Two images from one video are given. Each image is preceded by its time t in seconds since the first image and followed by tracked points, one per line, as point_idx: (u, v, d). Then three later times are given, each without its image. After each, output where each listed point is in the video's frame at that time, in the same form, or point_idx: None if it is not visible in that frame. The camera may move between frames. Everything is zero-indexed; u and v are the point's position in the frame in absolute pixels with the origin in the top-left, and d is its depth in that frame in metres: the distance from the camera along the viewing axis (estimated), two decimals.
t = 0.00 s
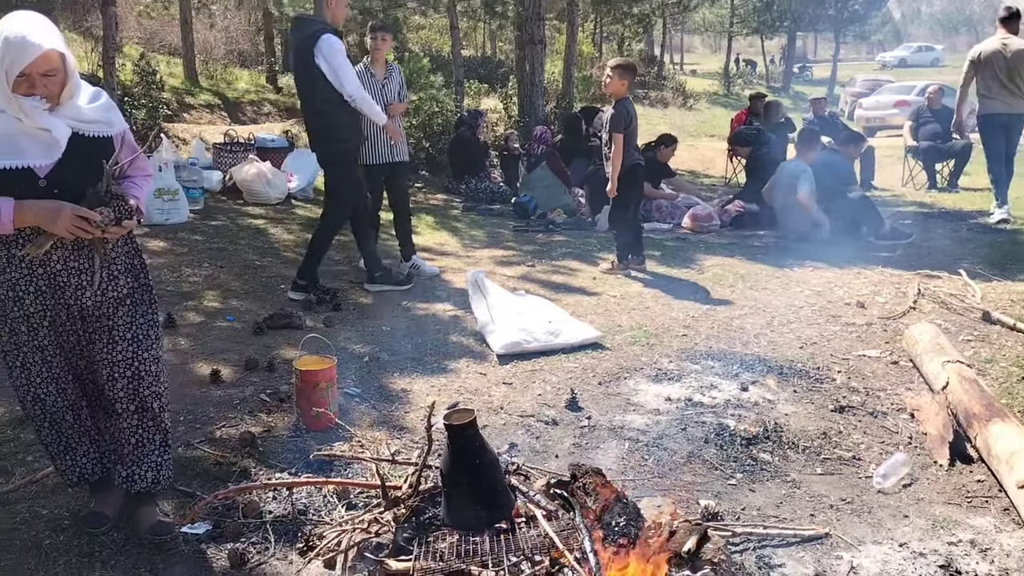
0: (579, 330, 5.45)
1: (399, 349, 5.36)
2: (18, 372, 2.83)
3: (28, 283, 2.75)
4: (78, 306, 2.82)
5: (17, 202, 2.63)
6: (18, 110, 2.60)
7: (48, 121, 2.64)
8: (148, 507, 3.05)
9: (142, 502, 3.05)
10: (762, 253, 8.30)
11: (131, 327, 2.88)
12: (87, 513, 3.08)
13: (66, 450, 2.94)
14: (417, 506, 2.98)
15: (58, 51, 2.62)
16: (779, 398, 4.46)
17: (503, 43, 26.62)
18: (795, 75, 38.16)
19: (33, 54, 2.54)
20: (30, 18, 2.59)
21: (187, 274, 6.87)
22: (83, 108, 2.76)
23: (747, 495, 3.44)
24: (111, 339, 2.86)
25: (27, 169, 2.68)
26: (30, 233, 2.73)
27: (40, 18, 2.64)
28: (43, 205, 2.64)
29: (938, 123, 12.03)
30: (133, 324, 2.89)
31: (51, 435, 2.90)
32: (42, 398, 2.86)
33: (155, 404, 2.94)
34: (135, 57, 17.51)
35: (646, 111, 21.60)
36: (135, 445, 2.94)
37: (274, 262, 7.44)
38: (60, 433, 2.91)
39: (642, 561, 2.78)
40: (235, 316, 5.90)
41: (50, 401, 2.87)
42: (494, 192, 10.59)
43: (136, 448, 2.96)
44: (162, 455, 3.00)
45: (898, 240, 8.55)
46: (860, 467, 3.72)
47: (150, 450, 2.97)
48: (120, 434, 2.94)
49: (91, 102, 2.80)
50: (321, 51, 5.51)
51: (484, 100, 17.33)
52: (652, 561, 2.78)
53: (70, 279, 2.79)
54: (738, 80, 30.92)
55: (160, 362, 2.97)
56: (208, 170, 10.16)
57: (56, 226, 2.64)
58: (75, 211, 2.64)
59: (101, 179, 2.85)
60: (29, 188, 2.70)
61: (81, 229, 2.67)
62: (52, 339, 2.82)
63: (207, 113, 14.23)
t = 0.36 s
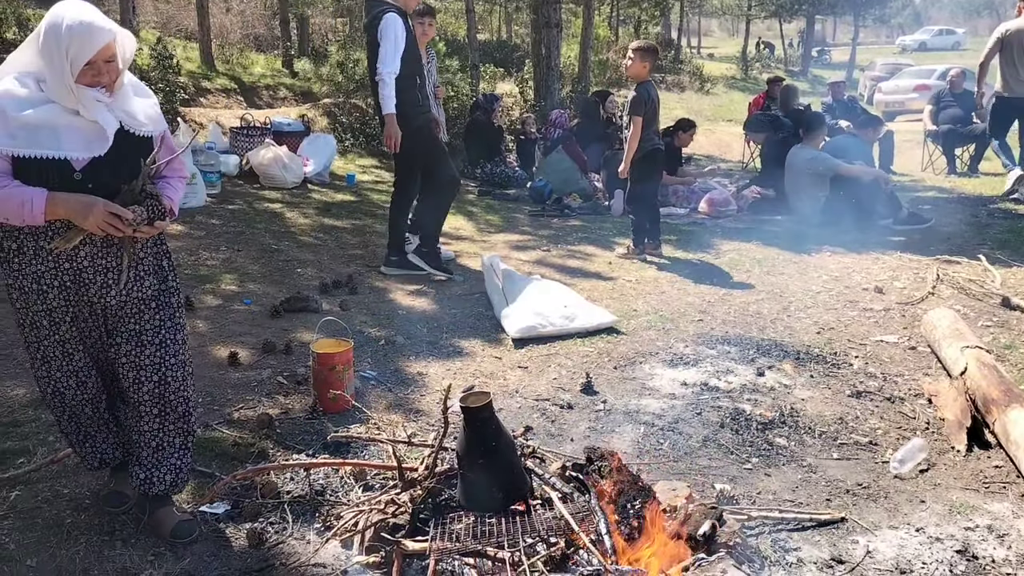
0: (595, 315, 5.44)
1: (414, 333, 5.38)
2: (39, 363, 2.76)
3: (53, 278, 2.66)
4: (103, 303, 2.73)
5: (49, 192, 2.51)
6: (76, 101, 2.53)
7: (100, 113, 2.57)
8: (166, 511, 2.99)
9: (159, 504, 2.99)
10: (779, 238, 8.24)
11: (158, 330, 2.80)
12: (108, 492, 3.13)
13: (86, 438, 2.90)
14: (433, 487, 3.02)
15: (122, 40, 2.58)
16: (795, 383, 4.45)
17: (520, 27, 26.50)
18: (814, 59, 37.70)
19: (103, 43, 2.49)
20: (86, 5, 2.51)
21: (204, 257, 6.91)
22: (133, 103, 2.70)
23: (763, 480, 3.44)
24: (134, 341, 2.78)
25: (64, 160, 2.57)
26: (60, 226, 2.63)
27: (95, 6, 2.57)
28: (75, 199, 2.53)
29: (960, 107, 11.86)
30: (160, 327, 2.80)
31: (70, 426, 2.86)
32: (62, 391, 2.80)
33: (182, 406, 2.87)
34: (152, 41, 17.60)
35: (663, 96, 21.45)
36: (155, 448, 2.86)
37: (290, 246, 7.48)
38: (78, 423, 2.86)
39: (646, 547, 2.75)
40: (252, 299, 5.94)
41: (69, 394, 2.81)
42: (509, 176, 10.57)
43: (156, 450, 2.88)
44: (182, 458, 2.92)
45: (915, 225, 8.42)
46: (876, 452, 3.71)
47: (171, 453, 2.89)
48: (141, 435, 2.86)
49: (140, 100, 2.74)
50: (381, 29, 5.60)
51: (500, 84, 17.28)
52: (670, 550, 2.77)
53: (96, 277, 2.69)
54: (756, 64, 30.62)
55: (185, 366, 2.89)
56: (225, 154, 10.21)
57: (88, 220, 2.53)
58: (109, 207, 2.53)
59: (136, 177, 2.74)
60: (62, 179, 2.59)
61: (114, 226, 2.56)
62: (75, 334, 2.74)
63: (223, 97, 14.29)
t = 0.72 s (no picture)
0: (608, 297, 5.43)
1: (427, 314, 5.39)
2: (67, 357, 2.67)
3: (98, 267, 2.63)
4: (148, 293, 2.72)
5: (100, 181, 2.49)
6: (127, 84, 2.49)
7: (149, 97, 2.54)
8: (182, 488, 3.02)
9: (176, 483, 3.01)
10: (792, 221, 8.19)
11: (196, 316, 2.83)
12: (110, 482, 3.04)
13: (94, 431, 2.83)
14: (447, 466, 3.02)
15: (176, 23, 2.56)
16: (808, 365, 4.44)
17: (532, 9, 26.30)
18: (830, 42, 37.21)
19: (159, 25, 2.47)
20: None
21: (218, 238, 6.94)
22: (176, 87, 2.68)
23: (775, 461, 3.44)
24: (174, 327, 2.80)
25: (110, 148, 2.53)
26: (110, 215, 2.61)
27: None
28: (127, 188, 2.51)
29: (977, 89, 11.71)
30: (197, 313, 2.83)
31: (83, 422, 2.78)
32: (87, 387, 2.71)
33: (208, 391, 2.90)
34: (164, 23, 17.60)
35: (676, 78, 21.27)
36: (178, 431, 2.89)
37: (303, 228, 7.49)
38: (92, 418, 2.78)
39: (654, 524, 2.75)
40: (265, 281, 5.96)
41: (95, 389, 2.72)
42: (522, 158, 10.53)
43: (178, 434, 2.90)
44: (201, 440, 2.95)
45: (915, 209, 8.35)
46: (889, 435, 3.70)
47: (192, 435, 2.92)
48: (164, 418, 2.88)
49: (184, 85, 2.73)
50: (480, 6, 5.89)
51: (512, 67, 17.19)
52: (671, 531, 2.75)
53: (142, 267, 2.68)
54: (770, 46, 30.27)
55: (217, 352, 2.93)
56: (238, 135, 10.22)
57: (141, 211, 2.52)
58: (163, 198, 2.53)
59: (186, 167, 2.76)
60: (109, 168, 2.55)
61: (167, 217, 2.57)
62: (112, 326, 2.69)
63: (235, 79, 14.27)
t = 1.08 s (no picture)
0: (615, 281, 5.42)
1: (434, 298, 5.39)
2: (86, 349, 2.57)
3: (115, 255, 2.57)
4: (159, 280, 2.71)
5: (122, 170, 2.46)
6: (139, 69, 2.44)
7: (160, 82, 2.51)
8: (191, 470, 3.05)
9: (186, 463, 3.04)
10: (800, 205, 8.15)
11: (201, 300, 2.85)
12: (107, 531, 2.74)
13: (98, 454, 2.68)
14: (454, 448, 3.02)
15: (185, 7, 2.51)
16: (816, 350, 4.43)
17: None
18: (840, 26, 36.83)
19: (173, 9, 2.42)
20: None
21: (225, 221, 6.94)
22: (180, 69, 2.63)
23: (783, 445, 3.44)
24: (186, 311, 2.81)
25: (126, 135, 2.50)
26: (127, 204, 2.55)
27: None
28: (150, 176, 2.49)
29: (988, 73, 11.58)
30: (202, 298, 2.85)
31: (98, 430, 2.64)
32: (106, 379, 2.62)
33: (218, 372, 2.94)
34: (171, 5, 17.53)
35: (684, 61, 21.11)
36: (187, 413, 2.92)
37: (310, 210, 7.49)
38: (103, 429, 2.66)
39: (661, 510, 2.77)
40: (273, 263, 5.97)
41: (114, 381, 2.64)
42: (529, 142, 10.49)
43: (183, 417, 2.94)
44: (209, 421, 2.99)
45: (926, 196, 8.24)
46: (897, 419, 3.69)
47: (199, 416, 2.96)
48: (169, 402, 2.91)
49: (184, 65, 2.67)
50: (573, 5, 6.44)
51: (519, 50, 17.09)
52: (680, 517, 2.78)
53: (160, 253, 2.67)
54: (779, 30, 30.00)
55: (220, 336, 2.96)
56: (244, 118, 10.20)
57: (166, 198, 2.52)
58: (186, 186, 2.54)
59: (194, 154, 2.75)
60: (127, 156, 2.52)
61: (190, 204, 2.58)
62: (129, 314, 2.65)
63: (242, 61, 14.21)
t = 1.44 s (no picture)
0: (618, 265, 5.41)
1: (437, 281, 5.38)
2: (67, 348, 2.55)
3: (99, 249, 2.54)
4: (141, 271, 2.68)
5: (111, 162, 2.43)
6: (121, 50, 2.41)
7: (141, 63, 2.48)
8: (195, 453, 3.07)
9: (187, 445, 3.06)
10: (804, 189, 8.11)
11: (183, 287, 2.83)
12: (113, 518, 2.75)
13: (100, 447, 2.68)
14: (458, 431, 3.02)
15: None
16: (820, 333, 4.42)
17: None
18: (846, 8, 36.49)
19: None
20: None
21: (228, 204, 6.93)
22: (157, 51, 2.60)
23: (786, 428, 3.44)
24: (172, 301, 2.80)
25: (111, 120, 2.46)
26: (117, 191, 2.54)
27: None
28: (141, 169, 2.48)
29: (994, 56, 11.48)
30: (184, 285, 2.83)
31: (90, 425, 2.64)
32: (92, 377, 2.61)
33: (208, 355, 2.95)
34: None
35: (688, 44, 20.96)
36: (183, 398, 2.93)
37: (313, 194, 7.47)
38: (98, 426, 2.65)
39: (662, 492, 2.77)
40: (276, 246, 5.96)
41: (100, 379, 2.62)
42: (532, 125, 10.45)
43: (178, 402, 2.95)
44: (205, 402, 3.00)
45: (930, 179, 8.20)
46: (901, 402, 3.69)
47: (194, 399, 2.97)
48: (161, 389, 2.90)
49: (160, 47, 2.62)
50: None
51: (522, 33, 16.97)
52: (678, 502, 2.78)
53: (146, 242, 2.65)
54: (783, 14, 29.75)
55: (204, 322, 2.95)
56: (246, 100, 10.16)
57: (158, 190, 2.52)
58: (178, 179, 2.54)
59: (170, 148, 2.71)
60: (112, 140, 2.49)
61: (180, 197, 2.59)
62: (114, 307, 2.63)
63: (244, 44, 14.11)
